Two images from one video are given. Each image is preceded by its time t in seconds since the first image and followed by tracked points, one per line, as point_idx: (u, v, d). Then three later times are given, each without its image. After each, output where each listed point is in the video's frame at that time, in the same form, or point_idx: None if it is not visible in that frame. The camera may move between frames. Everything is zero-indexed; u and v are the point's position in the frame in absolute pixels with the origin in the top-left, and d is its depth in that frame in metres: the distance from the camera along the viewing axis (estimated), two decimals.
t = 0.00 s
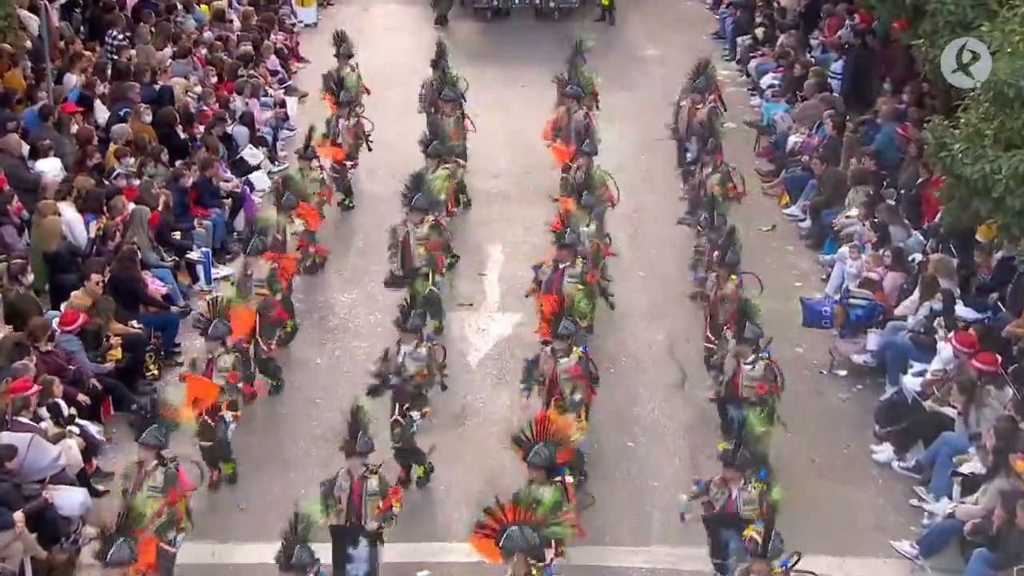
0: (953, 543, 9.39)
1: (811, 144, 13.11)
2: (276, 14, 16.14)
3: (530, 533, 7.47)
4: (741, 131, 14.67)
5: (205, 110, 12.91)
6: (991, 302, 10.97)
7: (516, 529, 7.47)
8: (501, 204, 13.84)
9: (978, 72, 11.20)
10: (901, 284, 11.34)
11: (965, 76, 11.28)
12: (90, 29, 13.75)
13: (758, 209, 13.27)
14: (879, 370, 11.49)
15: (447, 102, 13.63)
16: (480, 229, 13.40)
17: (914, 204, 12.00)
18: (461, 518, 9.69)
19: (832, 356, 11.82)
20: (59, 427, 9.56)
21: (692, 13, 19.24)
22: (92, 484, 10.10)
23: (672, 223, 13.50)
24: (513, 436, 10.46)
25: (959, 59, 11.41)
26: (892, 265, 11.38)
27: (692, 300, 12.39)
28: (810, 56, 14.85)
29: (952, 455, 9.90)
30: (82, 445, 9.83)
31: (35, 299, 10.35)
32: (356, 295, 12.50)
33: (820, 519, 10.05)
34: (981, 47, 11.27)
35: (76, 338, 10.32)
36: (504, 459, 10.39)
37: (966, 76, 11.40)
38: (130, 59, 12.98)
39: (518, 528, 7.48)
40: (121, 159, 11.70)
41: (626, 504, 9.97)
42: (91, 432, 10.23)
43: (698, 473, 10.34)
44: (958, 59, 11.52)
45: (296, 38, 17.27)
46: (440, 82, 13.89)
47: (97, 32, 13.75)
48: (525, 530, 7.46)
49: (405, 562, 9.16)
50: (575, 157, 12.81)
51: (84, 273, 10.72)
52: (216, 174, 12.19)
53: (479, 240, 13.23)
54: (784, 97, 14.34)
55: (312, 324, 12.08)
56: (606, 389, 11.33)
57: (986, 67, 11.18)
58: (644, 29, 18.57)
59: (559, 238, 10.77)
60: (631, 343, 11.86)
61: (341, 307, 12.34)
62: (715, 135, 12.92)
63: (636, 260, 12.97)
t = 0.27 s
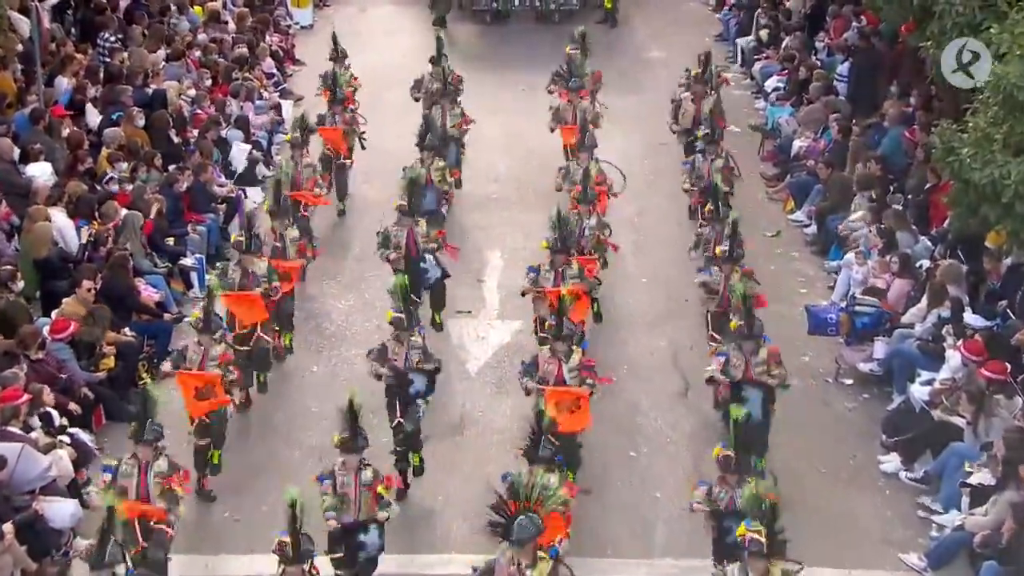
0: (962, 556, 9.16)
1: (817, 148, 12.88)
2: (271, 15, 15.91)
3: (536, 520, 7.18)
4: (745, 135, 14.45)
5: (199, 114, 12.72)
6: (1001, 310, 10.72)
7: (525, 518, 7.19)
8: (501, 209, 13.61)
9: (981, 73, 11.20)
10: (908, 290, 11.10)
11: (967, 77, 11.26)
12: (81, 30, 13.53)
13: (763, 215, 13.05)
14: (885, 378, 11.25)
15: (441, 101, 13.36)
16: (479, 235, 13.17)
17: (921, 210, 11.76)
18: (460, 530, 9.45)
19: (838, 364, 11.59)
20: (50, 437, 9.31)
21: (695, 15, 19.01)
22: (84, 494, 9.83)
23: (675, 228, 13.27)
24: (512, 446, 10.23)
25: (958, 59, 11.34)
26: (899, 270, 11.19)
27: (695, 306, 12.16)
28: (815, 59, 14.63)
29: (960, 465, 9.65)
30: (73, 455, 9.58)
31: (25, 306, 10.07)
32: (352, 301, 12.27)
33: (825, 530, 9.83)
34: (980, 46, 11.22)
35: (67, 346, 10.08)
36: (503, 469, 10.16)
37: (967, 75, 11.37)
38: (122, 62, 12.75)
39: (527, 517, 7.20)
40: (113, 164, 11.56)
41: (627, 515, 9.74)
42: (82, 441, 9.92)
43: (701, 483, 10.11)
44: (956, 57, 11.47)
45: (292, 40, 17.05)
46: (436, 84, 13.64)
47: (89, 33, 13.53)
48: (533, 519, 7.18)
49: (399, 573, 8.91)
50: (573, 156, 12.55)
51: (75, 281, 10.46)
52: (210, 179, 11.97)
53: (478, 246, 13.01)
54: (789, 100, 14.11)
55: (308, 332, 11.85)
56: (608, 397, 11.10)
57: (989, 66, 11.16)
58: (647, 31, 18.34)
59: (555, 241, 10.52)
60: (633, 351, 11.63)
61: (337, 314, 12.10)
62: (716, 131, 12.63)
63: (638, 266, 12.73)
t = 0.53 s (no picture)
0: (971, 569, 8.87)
1: (822, 154, 12.67)
2: (267, 19, 15.71)
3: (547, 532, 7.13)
4: (748, 141, 14.24)
5: (194, 119, 12.53)
6: (1010, 319, 10.44)
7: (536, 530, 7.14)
8: (500, 215, 13.41)
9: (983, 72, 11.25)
10: (915, 299, 10.90)
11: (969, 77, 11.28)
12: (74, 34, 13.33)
13: (766, 221, 12.85)
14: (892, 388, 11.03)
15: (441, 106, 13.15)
16: (478, 242, 12.97)
17: (929, 217, 11.56)
18: (460, 541, 9.25)
19: (844, 373, 11.38)
20: (40, 448, 9.08)
21: (698, 19, 18.80)
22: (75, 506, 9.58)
23: (678, 234, 13.07)
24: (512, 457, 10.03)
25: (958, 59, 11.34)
26: (906, 279, 10.94)
27: (698, 313, 11.95)
28: (820, 64, 14.42)
29: (968, 478, 9.39)
30: (65, 467, 9.36)
31: (16, 314, 9.88)
32: (350, 309, 12.06)
33: (832, 543, 9.62)
34: (981, 47, 11.21)
35: (59, 355, 9.90)
36: (503, 479, 9.96)
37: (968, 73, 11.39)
38: (115, 66, 12.54)
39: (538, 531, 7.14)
40: (106, 170, 11.36)
41: (629, 527, 9.53)
42: (74, 451, 9.76)
43: (705, 493, 9.90)
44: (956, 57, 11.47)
45: (289, 44, 16.86)
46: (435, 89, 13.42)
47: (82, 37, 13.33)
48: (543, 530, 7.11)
49: None
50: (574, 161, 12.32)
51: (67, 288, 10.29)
52: (205, 186, 11.73)
53: (478, 253, 12.80)
54: (794, 105, 13.92)
55: (304, 341, 11.64)
56: (610, 407, 10.90)
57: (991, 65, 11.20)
58: (649, 35, 18.15)
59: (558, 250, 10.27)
60: (635, 360, 11.43)
61: (333, 323, 11.89)
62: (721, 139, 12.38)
63: (639, 273, 12.52)
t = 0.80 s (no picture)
0: None
1: (826, 158, 12.48)
2: (264, 22, 15.54)
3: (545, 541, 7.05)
4: (751, 145, 14.08)
5: (189, 123, 12.35)
6: (1018, 325, 10.27)
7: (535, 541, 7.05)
8: (500, 220, 13.24)
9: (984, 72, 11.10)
10: (921, 305, 10.77)
11: (969, 77, 11.12)
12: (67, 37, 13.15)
13: (770, 226, 12.67)
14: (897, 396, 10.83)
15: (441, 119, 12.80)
16: (478, 247, 12.80)
17: (935, 223, 11.38)
18: (459, 551, 9.07)
19: (849, 381, 11.20)
20: (32, 457, 8.90)
21: (701, 22, 18.62)
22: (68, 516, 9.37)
23: (680, 240, 12.89)
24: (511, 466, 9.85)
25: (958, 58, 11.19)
26: (912, 285, 10.77)
27: (701, 320, 11.77)
28: (824, 67, 14.26)
29: (976, 488, 9.19)
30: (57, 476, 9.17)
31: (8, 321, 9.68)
32: (348, 315, 11.88)
33: (837, 554, 9.44)
34: (981, 47, 11.06)
35: (51, 363, 9.69)
36: (502, 489, 9.78)
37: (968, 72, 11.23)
38: (109, 69, 12.37)
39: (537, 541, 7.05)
40: (100, 175, 11.20)
41: (631, 537, 9.36)
42: (67, 460, 9.51)
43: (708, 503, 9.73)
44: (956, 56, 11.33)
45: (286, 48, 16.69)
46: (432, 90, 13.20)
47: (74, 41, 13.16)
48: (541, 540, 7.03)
49: None
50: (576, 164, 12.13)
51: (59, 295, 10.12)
52: (201, 191, 11.58)
53: (477, 258, 12.63)
54: (798, 109, 13.75)
55: (302, 348, 11.47)
56: (611, 415, 10.72)
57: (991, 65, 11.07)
58: (652, 38, 17.98)
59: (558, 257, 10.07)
60: (637, 367, 11.25)
61: (331, 330, 11.71)
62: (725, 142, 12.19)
63: (641, 280, 12.34)
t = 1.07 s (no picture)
0: None
1: (831, 164, 12.29)
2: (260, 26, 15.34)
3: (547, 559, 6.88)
4: (756, 151, 13.89)
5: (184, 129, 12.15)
6: None
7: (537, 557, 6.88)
8: (500, 227, 13.03)
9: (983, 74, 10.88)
10: (930, 315, 10.54)
11: (968, 78, 10.91)
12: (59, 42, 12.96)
13: (774, 233, 12.47)
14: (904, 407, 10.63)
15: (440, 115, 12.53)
16: (478, 254, 12.60)
17: (943, 231, 11.17)
18: (458, 565, 8.86)
19: (855, 392, 10.99)
20: (22, 469, 8.70)
21: (704, 26, 18.42)
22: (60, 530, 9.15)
23: (683, 247, 12.68)
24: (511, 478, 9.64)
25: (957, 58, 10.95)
26: (919, 295, 10.56)
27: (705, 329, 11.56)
28: (830, 71, 14.07)
29: (986, 499, 8.98)
30: (48, 489, 8.96)
31: None
32: (346, 324, 11.67)
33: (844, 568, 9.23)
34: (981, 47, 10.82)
35: (43, 374, 9.51)
36: (501, 501, 9.58)
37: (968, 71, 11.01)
38: (102, 74, 12.17)
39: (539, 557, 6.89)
40: (92, 181, 11.06)
41: (634, 551, 9.15)
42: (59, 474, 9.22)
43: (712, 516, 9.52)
44: (958, 55, 11.07)
45: (282, 52, 16.48)
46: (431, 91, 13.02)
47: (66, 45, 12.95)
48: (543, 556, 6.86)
49: None
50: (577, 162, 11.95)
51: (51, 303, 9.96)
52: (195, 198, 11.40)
53: (477, 265, 12.43)
54: (803, 114, 13.55)
55: (298, 358, 11.26)
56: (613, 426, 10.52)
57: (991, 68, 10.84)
58: (654, 42, 17.79)
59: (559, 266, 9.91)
60: (640, 377, 11.05)
61: (327, 339, 11.49)
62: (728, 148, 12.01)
63: (643, 288, 12.13)
